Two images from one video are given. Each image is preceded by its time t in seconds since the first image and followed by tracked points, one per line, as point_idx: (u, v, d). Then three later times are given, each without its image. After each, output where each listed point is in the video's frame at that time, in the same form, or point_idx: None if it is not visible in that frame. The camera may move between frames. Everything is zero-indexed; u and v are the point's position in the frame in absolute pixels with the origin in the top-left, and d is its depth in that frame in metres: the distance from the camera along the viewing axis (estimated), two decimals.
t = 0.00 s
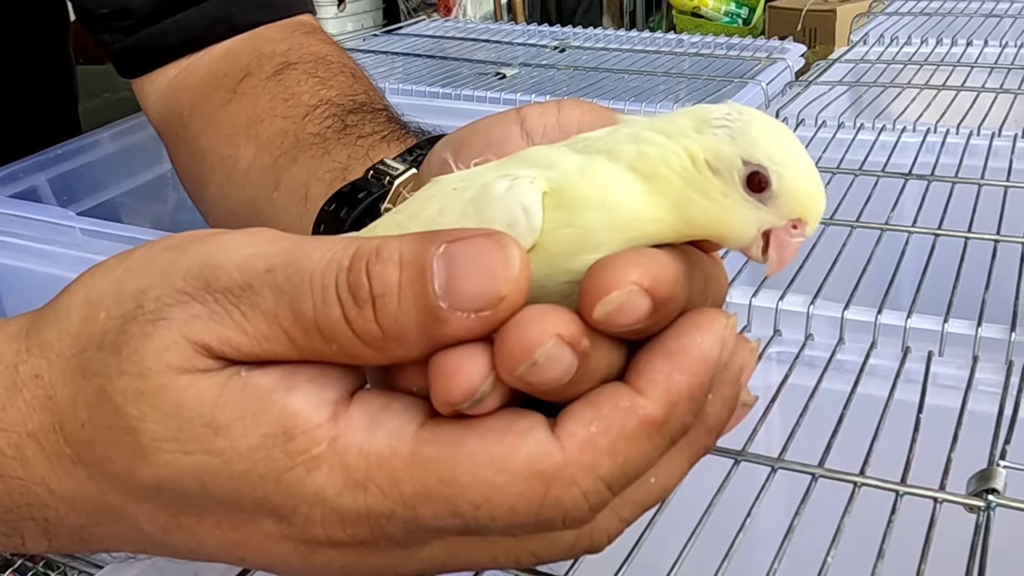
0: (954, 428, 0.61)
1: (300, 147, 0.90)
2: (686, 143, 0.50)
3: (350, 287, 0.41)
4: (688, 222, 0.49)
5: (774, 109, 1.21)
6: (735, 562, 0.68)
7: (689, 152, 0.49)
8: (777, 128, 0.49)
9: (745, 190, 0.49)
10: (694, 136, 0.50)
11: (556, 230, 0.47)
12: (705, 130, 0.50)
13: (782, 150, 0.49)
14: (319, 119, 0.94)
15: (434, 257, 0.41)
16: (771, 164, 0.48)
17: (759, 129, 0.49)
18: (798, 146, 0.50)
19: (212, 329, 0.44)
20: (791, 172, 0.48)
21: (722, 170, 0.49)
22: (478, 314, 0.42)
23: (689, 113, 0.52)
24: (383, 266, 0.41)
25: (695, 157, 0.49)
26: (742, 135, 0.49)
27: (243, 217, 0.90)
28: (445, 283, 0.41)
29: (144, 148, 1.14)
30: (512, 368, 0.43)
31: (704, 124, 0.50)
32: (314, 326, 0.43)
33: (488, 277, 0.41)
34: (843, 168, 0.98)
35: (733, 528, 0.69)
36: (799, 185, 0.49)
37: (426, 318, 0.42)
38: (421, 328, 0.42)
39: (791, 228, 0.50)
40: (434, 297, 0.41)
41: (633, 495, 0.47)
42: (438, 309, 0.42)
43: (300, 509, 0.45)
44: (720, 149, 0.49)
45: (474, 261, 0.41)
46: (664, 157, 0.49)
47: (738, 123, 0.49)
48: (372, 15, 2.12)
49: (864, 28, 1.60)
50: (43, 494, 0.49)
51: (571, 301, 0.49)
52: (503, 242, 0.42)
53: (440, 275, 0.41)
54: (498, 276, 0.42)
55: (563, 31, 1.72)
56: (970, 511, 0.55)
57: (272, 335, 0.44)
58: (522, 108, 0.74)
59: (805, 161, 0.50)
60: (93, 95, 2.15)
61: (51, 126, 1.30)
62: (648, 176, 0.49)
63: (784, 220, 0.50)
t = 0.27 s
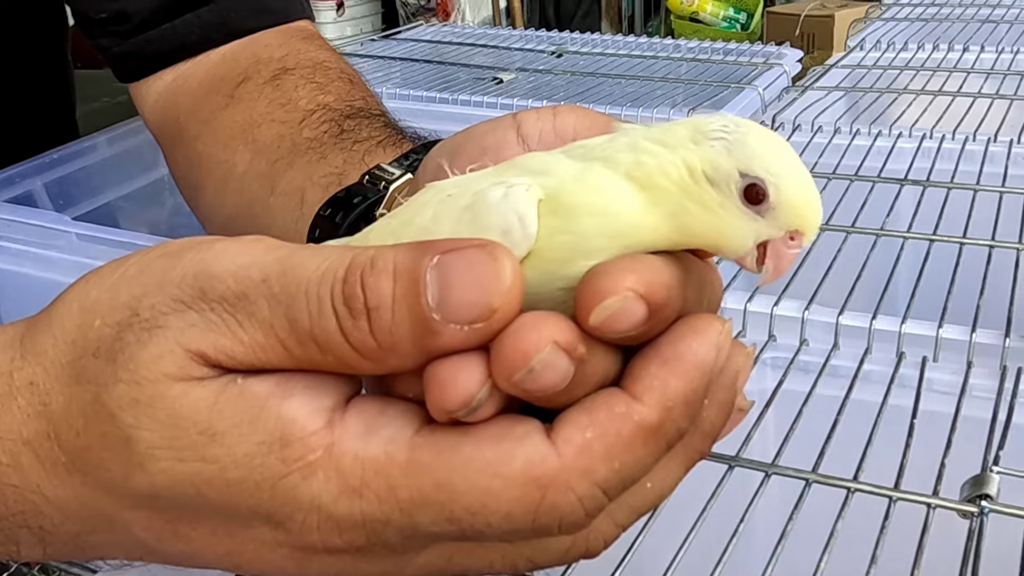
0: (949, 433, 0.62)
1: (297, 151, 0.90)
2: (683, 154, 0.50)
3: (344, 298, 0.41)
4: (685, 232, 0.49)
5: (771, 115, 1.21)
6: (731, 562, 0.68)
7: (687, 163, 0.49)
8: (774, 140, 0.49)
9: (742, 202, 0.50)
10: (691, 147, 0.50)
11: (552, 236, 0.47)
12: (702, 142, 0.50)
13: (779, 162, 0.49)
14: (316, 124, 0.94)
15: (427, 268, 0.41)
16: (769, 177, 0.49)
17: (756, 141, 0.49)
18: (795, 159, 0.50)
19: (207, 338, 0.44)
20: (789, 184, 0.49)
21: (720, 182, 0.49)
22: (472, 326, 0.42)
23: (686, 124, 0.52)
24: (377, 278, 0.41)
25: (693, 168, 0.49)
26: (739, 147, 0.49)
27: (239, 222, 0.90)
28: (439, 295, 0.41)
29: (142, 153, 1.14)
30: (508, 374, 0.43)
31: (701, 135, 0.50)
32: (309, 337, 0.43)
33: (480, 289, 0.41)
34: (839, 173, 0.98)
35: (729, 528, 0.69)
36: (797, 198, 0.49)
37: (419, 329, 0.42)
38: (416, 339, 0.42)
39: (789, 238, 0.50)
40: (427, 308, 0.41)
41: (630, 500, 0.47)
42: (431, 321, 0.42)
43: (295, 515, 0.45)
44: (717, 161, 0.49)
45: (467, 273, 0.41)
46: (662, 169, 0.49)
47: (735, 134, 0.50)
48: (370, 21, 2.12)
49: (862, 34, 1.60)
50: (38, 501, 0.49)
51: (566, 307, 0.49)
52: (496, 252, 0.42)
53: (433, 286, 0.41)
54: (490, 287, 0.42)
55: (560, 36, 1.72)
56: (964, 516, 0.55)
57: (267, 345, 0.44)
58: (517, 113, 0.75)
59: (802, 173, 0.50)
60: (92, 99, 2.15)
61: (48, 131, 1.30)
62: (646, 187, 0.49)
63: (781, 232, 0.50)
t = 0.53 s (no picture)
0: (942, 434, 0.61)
1: (289, 152, 0.90)
2: (672, 158, 0.49)
3: (332, 301, 0.41)
4: (672, 236, 0.49)
5: (766, 116, 1.21)
6: (725, 561, 0.68)
7: (675, 167, 0.49)
8: (763, 144, 0.49)
9: (731, 206, 0.49)
10: (679, 151, 0.50)
11: (541, 238, 0.47)
12: (690, 145, 0.50)
13: (769, 166, 0.49)
14: (309, 124, 0.94)
15: (415, 272, 0.41)
16: (758, 181, 0.48)
17: (745, 145, 0.49)
18: (785, 161, 0.50)
19: (194, 338, 0.44)
20: (778, 188, 0.48)
21: (708, 186, 0.49)
22: (459, 331, 0.42)
23: (675, 126, 0.52)
24: (365, 281, 0.41)
25: (681, 172, 0.49)
26: (727, 151, 0.49)
27: (232, 221, 0.90)
28: (425, 299, 0.41)
29: (137, 153, 1.14)
30: (496, 377, 0.42)
31: (690, 138, 0.50)
32: (297, 339, 0.43)
33: (468, 293, 0.41)
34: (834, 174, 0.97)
35: (723, 527, 0.69)
36: (786, 202, 0.49)
37: (407, 333, 0.42)
38: (402, 343, 0.42)
39: (778, 243, 0.50)
40: (414, 312, 0.41)
41: (619, 502, 0.47)
42: (418, 325, 0.41)
43: (282, 517, 0.45)
44: (705, 165, 0.49)
45: (454, 277, 0.40)
46: (650, 172, 0.49)
47: (723, 138, 0.49)
48: (368, 21, 2.12)
49: (858, 35, 1.60)
50: (25, 502, 0.49)
51: (555, 310, 0.48)
52: (482, 255, 0.42)
53: (420, 290, 0.41)
54: (477, 291, 0.41)
55: (557, 37, 1.72)
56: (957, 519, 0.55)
57: (255, 347, 0.44)
58: (509, 113, 0.74)
59: (791, 176, 0.49)
60: (89, 99, 2.15)
61: (43, 131, 1.30)
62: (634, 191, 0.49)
63: (770, 236, 0.50)
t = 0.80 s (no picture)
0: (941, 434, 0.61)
1: (288, 151, 0.90)
2: (672, 159, 0.49)
3: (308, 294, 0.41)
4: (671, 238, 0.49)
5: (765, 116, 1.21)
6: (724, 560, 0.68)
7: (675, 169, 0.49)
8: (764, 146, 0.49)
9: (731, 209, 0.49)
10: (680, 153, 0.49)
11: (540, 236, 0.47)
12: (691, 147, 0.49)
13: (770, 169, 0.48)
14: (308, 123, 0.94)
15: (390, 262, 0.40)
16: (758, 184, 0.48)
17: (745, 148, 0.49)
18: (785, 165, 0.49)
19: (175, 340, 0.44)
20: (779, 192, 0.48)
21: (708, 188, 0.48)
22: (437, 321, 0.41)
23: (675, 127, 0.52)
24: (340, 273, 0.40)
25: (681, 174, 0.49)
26: (728, 153, 0.48)
27: (229, 220, 0.89)
28: (402, 288, 0.40)
29: (135, 153, 1.14)
30: (496, 373, 0.42)
31: (690, 140, 0.50)
32: (275, 334, 0.42)
33: (444, 283, 0.40)
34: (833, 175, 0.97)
35: (722, 527, 0.69)
36: (787, 205, 0.48)
37: (383, 324, 0.41)
38: (380, 334, 0.41)
39: (779, 246, 0.49)
40: (390, 303, 0.40)
41: (619, 501, 0.46)
42: (395, 316, 0.41)
43: (281, 518, 0.45)
44: (706, 167, 0.48)
45: (427, 266, 0.40)
46: (650, 173, 0.49)
47: (723, 140, 0.49)
48: (367, 22, 2.12)
49: (857, 35, 1.60)
50: (22, 503, 0.49)
51: (555, 307, 0.48)
52: (459, 244, 0.41)
53: (396, 281, 0.40)
54: (453, 281, 0.40)
55: (556, 37, 1.72)
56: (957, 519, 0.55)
57: (235, 344, 0.44)
58: (508, 113, 0.74)
59: (792, 179, 0.49)
60: (88, 100, 2.15)
61: (42, 132, 1.30)
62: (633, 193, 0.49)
63: (771, 239, 0.49)
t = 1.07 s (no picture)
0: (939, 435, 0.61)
1: (286, 152, 0.90)
2: (663, 158, 0.49)
3: (286, 290, 0.40)
4: (664, 240, 0.49)
5: (764, 117, 1.21)
6: (722, 561, 0.68)
7: (665, 168, 0.49)
8: (752, 142, 0.49)
9: (722, 208, 0.49)
10: (669, 152, 0.49)
11: (538, 237, 0.47)
12: (680, 146, 0.49)
13: (760, 166, 0.48)
14: (307, 124, 0.94)
15: (368, 256, 0.39)
16: (747, 180, 0.48)
17: (733, 144, 0.48)
18: (776, 159, 0.49)
19: (160, 343, 0.43)
20: (770, 188, 0.47)
21: (697, 187, 0.48)
22: (415, 316, 0.40)
23: (669, 128, 0.52)
24: (318, 269, 0.40)
25: (672, 173, 0.49)
26: (718, 151, 0.48)
27: (227, 221, 0.90)
28: (381, 284, 0.40)
29: (133, 154, 1.14)
30: (494, 373, 0.42)
31: (680, 140, 0.50)
32: (256, 333, 0.42)
33: (421, 276, 0.39)
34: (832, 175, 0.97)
35: (720, 528, 0.69)
36: (778, 200, 0.48)
37: (363, 321, 0.40)
38: (360, 331, 0.41)
39: (772, 241, 0.49)
40: (370, 299, 0.40)
41: (617, 501, 0.46)
42: (374, 312, 0.40)
43: (278, 519, 0.45)
44: (695, 165, 0.48)
45: (405, 260, 0.39)
46: (641, 172, 0.49)
47: (714, 138, 0.49)
48: (365, 23, 2.12)
49: (856, 36, 1.60)
50: (19, 504, 0.49)
51: (554, 308, 0.48)
52: (436, 236, 0.40)
53: (375, 275, 0.39)
54: (430, 274, 0.40)
55: (555, 38, 1.72)
56: (955, 519, 0.55)
57: (218, 344, 0.43)
58: (506, 113, 0.74)
59: (783, 174, 0.49)
60: (86, 100, 2.15)
61: (40, 132, 1.30)
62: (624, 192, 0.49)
63: (764, 236, 0.48)
